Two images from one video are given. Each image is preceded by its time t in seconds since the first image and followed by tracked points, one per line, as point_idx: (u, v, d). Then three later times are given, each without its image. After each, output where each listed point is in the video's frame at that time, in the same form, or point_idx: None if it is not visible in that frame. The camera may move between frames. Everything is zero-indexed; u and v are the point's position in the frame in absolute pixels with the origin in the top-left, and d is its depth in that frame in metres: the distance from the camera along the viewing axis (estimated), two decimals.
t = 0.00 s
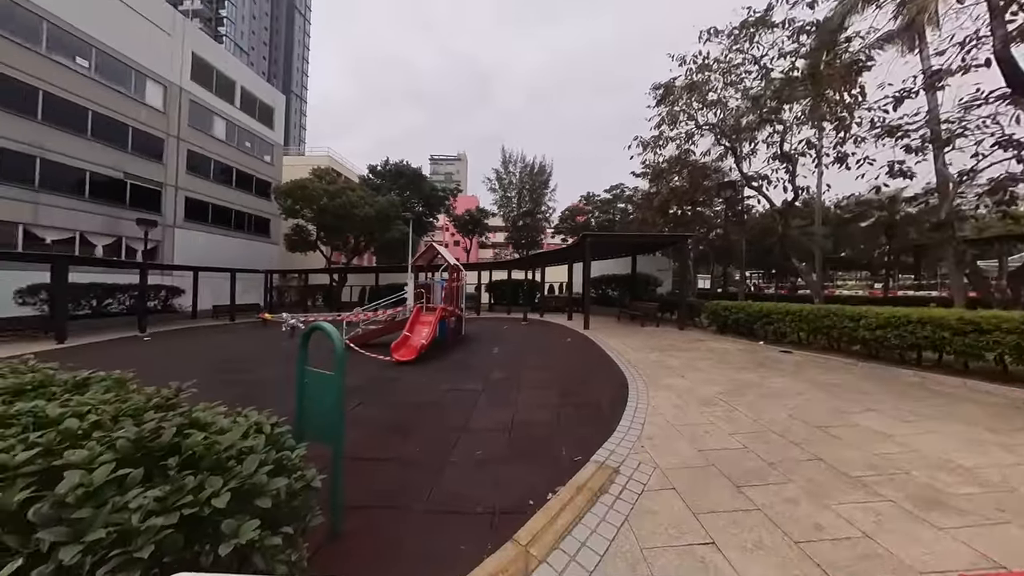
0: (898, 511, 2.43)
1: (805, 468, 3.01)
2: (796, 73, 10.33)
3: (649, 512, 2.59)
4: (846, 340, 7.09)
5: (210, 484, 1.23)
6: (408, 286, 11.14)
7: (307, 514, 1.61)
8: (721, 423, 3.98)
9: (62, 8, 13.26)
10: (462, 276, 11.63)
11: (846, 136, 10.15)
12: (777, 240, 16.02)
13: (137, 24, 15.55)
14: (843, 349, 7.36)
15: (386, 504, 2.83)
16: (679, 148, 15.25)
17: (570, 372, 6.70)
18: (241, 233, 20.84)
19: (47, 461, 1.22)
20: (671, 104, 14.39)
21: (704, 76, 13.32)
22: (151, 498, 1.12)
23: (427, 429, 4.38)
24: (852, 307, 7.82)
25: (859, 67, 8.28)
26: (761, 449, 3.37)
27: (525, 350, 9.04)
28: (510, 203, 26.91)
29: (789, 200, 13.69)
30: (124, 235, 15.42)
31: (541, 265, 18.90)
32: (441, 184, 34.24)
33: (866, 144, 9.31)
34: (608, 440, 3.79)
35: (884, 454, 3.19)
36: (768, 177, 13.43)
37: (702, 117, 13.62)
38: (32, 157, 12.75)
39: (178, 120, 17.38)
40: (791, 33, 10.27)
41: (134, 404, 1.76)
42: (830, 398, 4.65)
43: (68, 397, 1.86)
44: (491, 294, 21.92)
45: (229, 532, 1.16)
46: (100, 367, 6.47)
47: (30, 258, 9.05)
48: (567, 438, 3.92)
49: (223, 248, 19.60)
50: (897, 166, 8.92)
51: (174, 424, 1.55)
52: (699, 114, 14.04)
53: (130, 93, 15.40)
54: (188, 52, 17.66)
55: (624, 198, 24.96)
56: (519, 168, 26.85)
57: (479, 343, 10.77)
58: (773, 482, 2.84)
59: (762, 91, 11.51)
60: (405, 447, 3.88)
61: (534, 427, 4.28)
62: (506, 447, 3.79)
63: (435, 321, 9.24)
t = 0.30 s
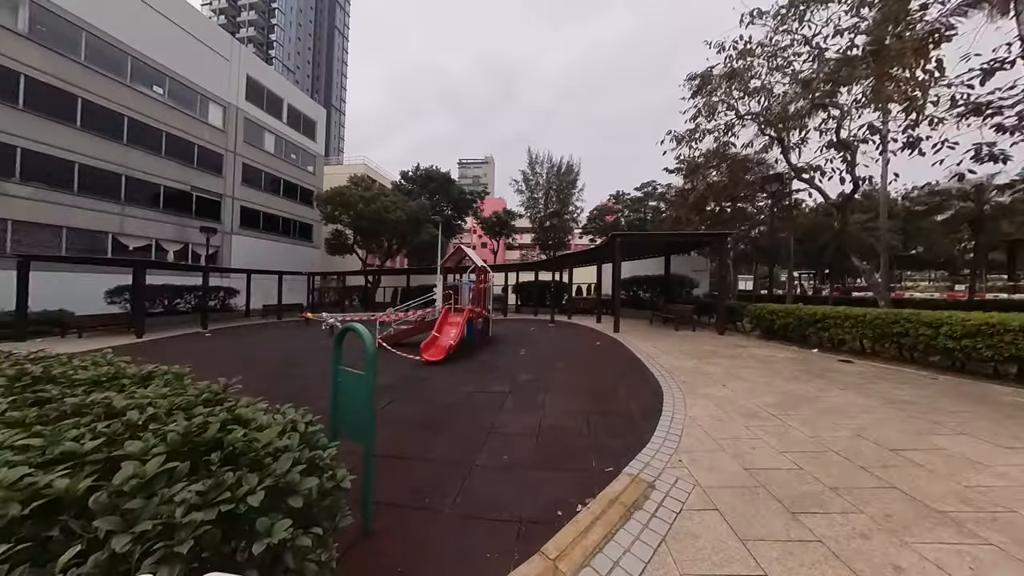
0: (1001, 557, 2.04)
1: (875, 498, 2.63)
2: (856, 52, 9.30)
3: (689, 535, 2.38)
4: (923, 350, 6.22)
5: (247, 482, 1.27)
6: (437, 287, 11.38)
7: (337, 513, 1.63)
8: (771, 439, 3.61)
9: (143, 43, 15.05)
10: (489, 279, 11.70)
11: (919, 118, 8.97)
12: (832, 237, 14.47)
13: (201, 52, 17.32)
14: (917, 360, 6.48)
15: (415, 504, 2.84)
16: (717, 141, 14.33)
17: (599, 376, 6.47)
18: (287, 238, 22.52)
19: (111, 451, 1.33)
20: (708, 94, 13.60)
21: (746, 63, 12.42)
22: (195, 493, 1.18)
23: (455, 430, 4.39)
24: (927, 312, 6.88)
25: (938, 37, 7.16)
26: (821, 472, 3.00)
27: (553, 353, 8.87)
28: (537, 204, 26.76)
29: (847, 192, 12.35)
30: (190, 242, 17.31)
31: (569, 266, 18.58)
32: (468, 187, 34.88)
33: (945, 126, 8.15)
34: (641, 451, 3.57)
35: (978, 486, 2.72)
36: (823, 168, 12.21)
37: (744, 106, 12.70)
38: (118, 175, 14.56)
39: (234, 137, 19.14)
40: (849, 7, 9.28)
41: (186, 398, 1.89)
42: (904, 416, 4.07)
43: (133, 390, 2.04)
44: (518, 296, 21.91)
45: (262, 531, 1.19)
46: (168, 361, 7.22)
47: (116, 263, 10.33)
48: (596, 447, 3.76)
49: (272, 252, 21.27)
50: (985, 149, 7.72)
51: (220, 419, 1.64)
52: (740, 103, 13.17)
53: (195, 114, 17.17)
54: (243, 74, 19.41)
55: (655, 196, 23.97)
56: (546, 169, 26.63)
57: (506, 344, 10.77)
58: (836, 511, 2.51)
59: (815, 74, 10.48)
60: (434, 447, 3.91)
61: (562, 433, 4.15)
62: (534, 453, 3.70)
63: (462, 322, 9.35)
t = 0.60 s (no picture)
0: None
1: (931, 521, 2.39)
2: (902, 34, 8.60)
3: (717, 551, 2.26)
4: (983, 357, 5.66)
5: (270, 478, 1.30)
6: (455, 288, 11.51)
7: (356, 512, 1.65)
8: (807, 452, 3.38)
9: (186, 60, 16.16)
10: (506, 280, 11.69)
11: (977, 103, 8.17)
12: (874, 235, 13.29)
13: (237, 66, 18.39)
14: (974, 370, 5.90)
15: (432, 504, 2.85)
16: (745, 135, 13.69)
17: (619, 380, 6.30)
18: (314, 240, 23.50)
19: (147, 444, 1.40)
20: (735, 86, 13.05)
21: (776, 52, 11.79)
22: (220, 488, 1.21)
23: (472, 431, 4.39)
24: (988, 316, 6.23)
25: (1001, 12, 6.47)
26: (866, 489, 2.77)
27: (571, 355, 8.73)
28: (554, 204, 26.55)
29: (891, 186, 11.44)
30: (226, 245, 18.27)
31: (587, 267, 18.30)
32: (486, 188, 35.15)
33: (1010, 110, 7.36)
34: (664, 459, 3.43)
35: None
36: (864, 160, 11.37)
37: (775, 98, 12.06)
38: (164, 184, 15.68)
39: (266, 145, 20.19)
40: None
41: (218, 394, 1.98)
42: (962, 431, 3.69)
43: (170, 385, 2.15)
44: (535, 297, 21.80)
45: (284, 527, 1.21)
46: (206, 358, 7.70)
47: (161, 265, 11.11)
48: (616, 453, 3.65)
49: (299, 254, 22.25)
50: None
51: (246, 415, 1.70)
52: (769, 95, 12.55)
53: (231, 125, 18.26)
54: (274, 85, 20.48)
55: (678, 194, 23.20)
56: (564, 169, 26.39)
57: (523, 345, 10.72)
58: (885, 533, 2.30)
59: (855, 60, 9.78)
60: (451, 447, 3.93)
61: (581, 438, 4.05)
62: (552, 458, 3.62)
63: (480, 323, 9.39)
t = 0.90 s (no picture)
0: None
1: (973, 538, 2.23)
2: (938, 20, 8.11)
3: (736, 563, 2.17)
4: None
5: (285, 476, 1.32)
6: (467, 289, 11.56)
7: (369, 511, 1.67)
8: (834, 462, 3.21)
9: (212, 70, 16.88)
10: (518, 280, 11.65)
11: None
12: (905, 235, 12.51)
13: (259, 75, 19.11)
14: (1019, 378, 5.51)
15: (443, 505, 2.85)
16: (765, 131, 13.22)
17: (633, 383, 6.17)
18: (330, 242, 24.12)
19: (171, 439, 1.45)
20: (754, 81, 12.66)
21: (799, 44, 11.37)
22: (240, 483, 1.25)
23: (483, 431, 4.38)
24: None
25: None
26: (900, 503, 2.60)
27: (583, 357, 8.61)
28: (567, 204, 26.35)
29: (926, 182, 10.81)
30: (248, 246, 18.94)
31: (600, 267, 18.07)
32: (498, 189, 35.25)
33: None
34: (680, 465, 3.33)
35: None
36: (895, 155, 10.78)
37: (797, 92, 11.63)
38: (191, 188, 16.41)
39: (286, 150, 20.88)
40: None
41: (237, 392, 2.03)
42: (1008, 443, 3.43)
43: (194, 382, 2.23)
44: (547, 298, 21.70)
45: (298, 525, 1.23)
46: (230, 355, 8.02)
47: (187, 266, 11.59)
48: (629, 457, 3.58)
49: (317, 255, 22.89)
50: None
51: (264, 413, 1.73)
52: (792, 88, 12.11)
53: (253, 131, 18.96)
54: (294, 92, 21.17)
55: (694, 193, 22.69)
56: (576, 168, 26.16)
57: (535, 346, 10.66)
58: (922, 551, 2.16)
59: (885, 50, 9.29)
60: (463, 447, 3.93)
61: (594, 442, 3.98)
62: (564, 461, 3.58)
63: (491, 323, 9.39)
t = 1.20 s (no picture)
0: None
1: (983, 546, 2.19)
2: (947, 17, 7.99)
3: (740, 569, 2.14)
4: None
5: (286, 479, 1.32)
6: (470, 289, 11.58)
7: (371, 513, 1.67)
8: (840, 466, 3.17)
9: (218, 72, 17.04)
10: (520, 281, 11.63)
11: None
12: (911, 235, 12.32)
13: (264, 76, 19.27)
14: None
15: (446, 506, 2.85)
16: (770, 130, 13.12)
17: (636, 384, 6.15)
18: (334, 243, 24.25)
19: (174, 441, 1.46)
20: (758, 80, 12.59)
21: (804, 42, 11.26)
22: (242, 486, 1.25)
23: (485, 433, 4.37)
24: None
25: None
26: (908, 509, 2.56)
27: (586, 357, 8.58)
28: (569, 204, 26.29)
29: (934, 181, 10.68)
30: (253, 247, 19.08)
31: (603, 268, 18.02)
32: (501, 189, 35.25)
33: None
34: (682, 468, 3.31)
35: None
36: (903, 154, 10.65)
37: (802, 91, 11.53)
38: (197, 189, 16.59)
39: (290, 151, 21.04)
40: None
41: (240, 393, 2.04)
42: (1019, 448, 3.37)
43: (198, 383, 2.25)
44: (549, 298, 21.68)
45: (300, 528, 1.23)
46: (235, 356, 8.09)
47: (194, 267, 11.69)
48: (632, 459, 3.56)
49: (321, 256, 23.04)
50: None
51: (267, 414, 1.74)
52: (797, 87, 12.02)
53: (258, 132, 19.11)
54: (298, 93, 21.32)
55: (697, 193, 22.56)
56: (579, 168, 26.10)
57: (538, 346, 10.66)
58: (930, 558, 2.12)
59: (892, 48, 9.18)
60: (464, 448, 3.93)
61: (595, 444, 3.96)
62: (566, 463, 3.57)
63: (493, 324, 9.39)
